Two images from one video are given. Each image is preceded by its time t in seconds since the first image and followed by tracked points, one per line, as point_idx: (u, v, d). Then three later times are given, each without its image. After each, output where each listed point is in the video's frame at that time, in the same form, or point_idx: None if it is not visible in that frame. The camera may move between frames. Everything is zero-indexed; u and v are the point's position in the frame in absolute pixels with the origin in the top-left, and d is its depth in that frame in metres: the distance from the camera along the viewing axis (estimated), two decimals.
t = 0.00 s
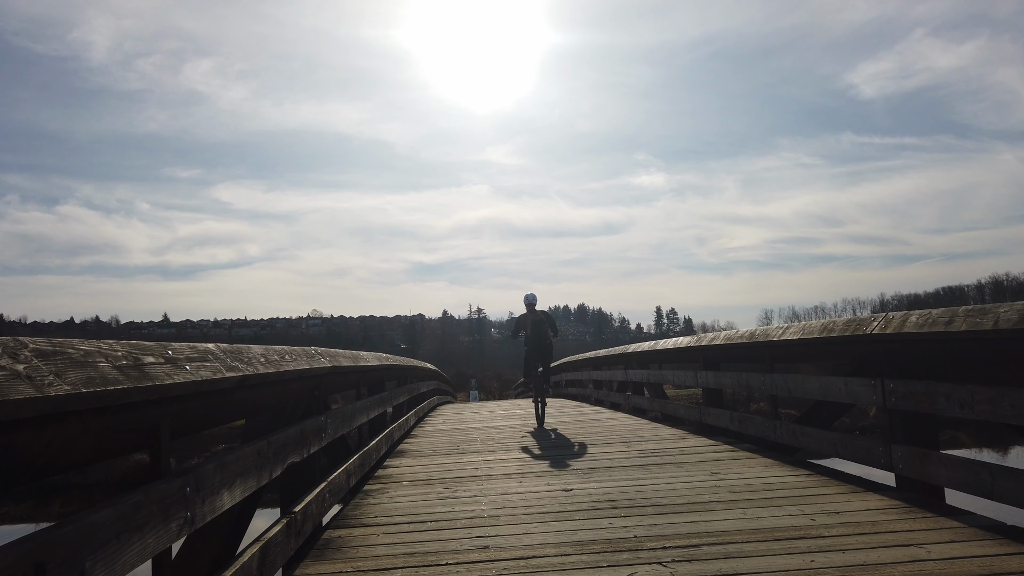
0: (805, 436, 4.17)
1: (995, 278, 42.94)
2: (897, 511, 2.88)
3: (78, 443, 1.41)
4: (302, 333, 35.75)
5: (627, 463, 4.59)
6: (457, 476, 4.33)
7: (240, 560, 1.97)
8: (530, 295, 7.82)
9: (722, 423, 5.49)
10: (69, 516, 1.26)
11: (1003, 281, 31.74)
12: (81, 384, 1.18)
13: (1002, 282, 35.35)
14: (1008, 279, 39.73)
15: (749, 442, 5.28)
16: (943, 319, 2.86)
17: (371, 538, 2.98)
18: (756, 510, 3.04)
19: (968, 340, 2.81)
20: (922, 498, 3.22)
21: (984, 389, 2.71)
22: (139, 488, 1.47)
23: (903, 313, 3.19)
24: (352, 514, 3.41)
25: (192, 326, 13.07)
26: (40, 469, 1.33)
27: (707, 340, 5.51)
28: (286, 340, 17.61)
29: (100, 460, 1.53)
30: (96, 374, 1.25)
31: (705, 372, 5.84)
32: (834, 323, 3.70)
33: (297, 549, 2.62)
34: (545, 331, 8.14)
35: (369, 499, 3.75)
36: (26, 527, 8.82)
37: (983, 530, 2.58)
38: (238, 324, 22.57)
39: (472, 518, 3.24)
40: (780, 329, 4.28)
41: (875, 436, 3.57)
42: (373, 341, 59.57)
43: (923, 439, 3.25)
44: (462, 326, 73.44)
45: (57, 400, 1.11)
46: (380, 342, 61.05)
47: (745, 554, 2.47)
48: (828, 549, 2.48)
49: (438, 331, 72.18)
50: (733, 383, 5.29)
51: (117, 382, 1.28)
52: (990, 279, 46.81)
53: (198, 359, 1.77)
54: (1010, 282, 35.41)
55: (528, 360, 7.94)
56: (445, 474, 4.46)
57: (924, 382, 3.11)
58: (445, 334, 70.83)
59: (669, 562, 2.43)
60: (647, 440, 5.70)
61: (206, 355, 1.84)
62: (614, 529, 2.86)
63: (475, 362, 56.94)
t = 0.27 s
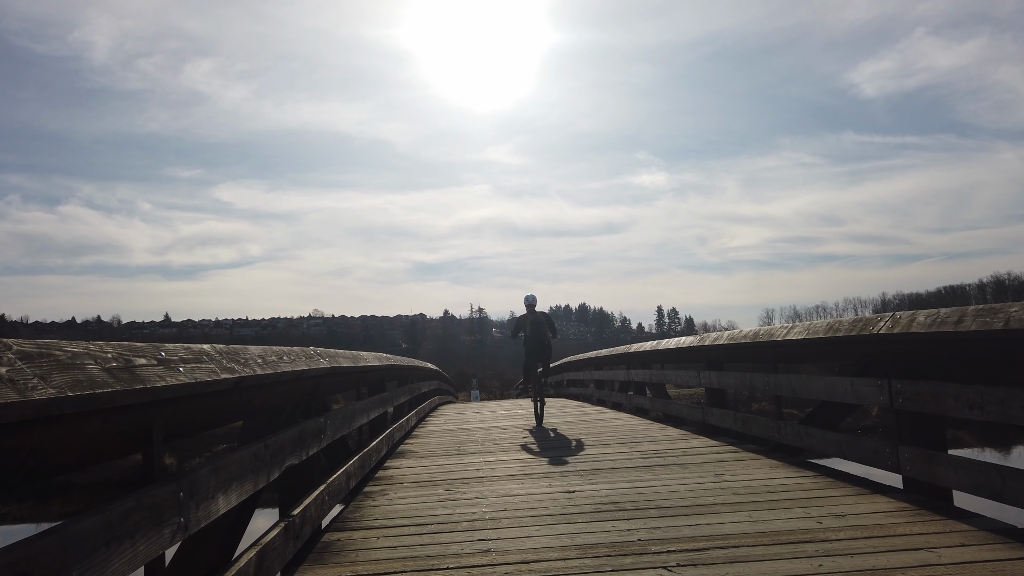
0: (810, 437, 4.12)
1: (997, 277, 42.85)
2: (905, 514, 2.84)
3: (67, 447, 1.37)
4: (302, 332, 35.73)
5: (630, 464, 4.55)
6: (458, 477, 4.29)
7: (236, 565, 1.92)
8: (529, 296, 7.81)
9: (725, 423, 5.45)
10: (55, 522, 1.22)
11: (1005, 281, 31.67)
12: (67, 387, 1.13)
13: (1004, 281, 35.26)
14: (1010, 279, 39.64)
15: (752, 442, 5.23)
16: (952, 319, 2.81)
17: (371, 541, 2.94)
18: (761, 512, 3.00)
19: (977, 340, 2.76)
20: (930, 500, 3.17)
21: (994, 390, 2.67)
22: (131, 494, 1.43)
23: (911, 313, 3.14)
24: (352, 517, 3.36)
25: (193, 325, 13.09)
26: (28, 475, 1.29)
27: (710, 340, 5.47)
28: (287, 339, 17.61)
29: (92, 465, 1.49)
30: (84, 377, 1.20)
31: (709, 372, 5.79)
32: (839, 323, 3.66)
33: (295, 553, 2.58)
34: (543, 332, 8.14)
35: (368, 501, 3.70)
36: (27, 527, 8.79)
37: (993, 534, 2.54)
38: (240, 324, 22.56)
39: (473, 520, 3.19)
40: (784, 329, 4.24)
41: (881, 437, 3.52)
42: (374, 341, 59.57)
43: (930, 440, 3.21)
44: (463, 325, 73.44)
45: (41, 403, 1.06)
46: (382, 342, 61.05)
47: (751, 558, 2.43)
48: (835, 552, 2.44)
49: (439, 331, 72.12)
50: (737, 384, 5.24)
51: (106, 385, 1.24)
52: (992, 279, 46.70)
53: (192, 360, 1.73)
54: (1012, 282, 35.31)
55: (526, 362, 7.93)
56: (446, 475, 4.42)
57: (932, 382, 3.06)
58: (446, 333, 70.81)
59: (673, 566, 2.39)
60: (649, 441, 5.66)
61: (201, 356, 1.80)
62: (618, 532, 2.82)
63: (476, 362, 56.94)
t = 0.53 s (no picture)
0: (815, 437, 4.08)
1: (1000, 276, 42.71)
2: (913, 515, 2.80)
3: (58, 449, 1.33)
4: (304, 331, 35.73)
5: (633, 464, 4.51)
6: (460, 477, 4.25)
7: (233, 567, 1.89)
8: (530, 297, 7.78)
9: (729, 423, 5.40)
10: (45, 527, 1.18)
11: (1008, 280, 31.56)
12: (54, 388, 1.10)
13: (1008, 280, 35.14)
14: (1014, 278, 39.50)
15: (756, 442, 5.19)
16: (961, 317, 2.77)
17: (371, 542, 2.90)
18: (766, 514, 2.96)
19: (987, 339, 2.72)
20: (938, 502, 3.13)
21: (1005, 389, 2.63)
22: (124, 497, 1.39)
23: (919, 312, 3.09)
24: (352, 518, 3.33)
25: (196, 325, 13.08)
26: (17, 478, 1.26)
27: (714, 339, 5.42)
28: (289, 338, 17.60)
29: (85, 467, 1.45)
30: (73, 377, 1.17)
31: (712, 371, 5.75)
32: (846, 322, 3.61)
33: (295, 555, 2.54)
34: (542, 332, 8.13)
35: (369, 501, 3.67)
36: (28, 526, 8.78)
37: (1004, 536, 2.49)
38: (242, 323, 22.53)
39: (475, 521, 3.16)
40: (789, 328, 4.19)
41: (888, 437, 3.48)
42: (376, 339, 59.57)
43: (938, 441, 3.16)
44: (465, 324, 73.40)
45: (26, 405, 1.03)
46: (384, 340, 61.04)
47: (757, 560, 2.39)
48: (843, 555, 2.40)
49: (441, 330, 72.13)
50: (741, 383, 5.20)
51: (96, 385, 1.20)
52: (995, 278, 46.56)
53: (188, 359, 1.69)
54: (1016, 281, 35.19)
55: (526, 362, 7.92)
56: (447, 475, 4.39)
57: (941, 382, 3.01)
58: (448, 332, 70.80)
59: (678, 568, 2.35)
60: (652, 440, 5.61)
61: (197, 355, 1.76)
62: (621, 534, 2.78)
63: (478, 361, 56.92)
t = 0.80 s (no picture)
0: (823, 437, 4.03)
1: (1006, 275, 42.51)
2: (924, 517, 2.75)
3: (50, 448, 1.29)
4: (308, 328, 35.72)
5: (637, 463, 4.46)
6: (463, 476, 4.22)
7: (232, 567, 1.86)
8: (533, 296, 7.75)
9: (734, 422, 5.36)
10: (37, 529, 1.14)
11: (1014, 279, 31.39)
12: (44, 387, 1.06)
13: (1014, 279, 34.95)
14: (1020, 277, 39.30)
15: (762, 442, 5.14)
16: (974, 316, 2.71)
17: (374, 542, 2.86)
18: (774, 515, 2.91)
19: (1000, 338, 2.66)
20: (948, 503, 3.08)
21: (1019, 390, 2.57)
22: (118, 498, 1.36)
23: (930, 310, 3.04)
24: (354, 517, 3.29)
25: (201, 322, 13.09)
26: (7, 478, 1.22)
27: (719, 338, 5.37)
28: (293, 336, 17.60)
29: (79, 466, 1.42)
30: (64, 375, 1.13)
31: (717, 370, 5.70)
32: (854, 320, 3.56)
33: (295, 555, 2.51)
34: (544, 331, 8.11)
35: (372, 500, 3.63)
36: (33, 522, 8.78)
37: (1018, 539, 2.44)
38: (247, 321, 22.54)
39: (478, 521, 3.12)
40: (796, 327, 4.14)
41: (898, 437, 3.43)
42: (379, 337, 59.59)
43: (949, 441, 3.11)
44: (468, 322, 73.39)
45: (12, 403, 0.99)
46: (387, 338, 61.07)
47: (765, 563, 2.34)
48: (853, 558, 2.35)
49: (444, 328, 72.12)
50: (747, 382, 5.15)
51: (88, 383, 1.17)
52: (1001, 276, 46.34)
53: (186, 356, 1.65)
54: (1022, 280, 35.00)
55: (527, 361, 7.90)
56: (451, 474, 4.35)
57: (953, 382, 2.96)
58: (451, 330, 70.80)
59: (685, 571, 2.31)
60: (657, 440, 5.57)
61: (195, 352, 1.72)
62: (627, 535, 2.74)
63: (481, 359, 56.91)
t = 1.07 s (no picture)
0: (830, 437, 3.98)
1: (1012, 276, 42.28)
2: (934, 519, 2.70)
3: (41, 444, 1.26)
4: (312, 327, 35.73)
5: (642, 463, 4.42)
6: (466, 476, 4.18)
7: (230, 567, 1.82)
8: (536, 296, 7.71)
9: (740, 422, 5.31)
10: (25, 529, 1.11)
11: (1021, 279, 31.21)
12: (31, 382, 1.03)
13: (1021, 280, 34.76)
14: None
15: (768, 442, 5.09)
16: (986, 315, 2.66)
17: (375, 542, 2.82)
18: (782, 517, 2.87)
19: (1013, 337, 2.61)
20: (959, 505, 3.03)
21: None
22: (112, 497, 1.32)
23: (941, 309, 2.99)
24: (356, 516, 3.26)
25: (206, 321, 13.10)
26: None
27: (725, 337, 5.32)
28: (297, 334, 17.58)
29: (72, 464, 1.38)
30: (52, 370, 1.09)
31: (723, 370, 5.65)
32: (863, 319, 3.51)
33: (296, 555, 2.47)
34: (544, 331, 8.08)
35: (374, 499, 3.60)
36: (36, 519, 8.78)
37: None
38: (251, 319, 22.55)
39: (482, 521, 3.08)
40: (803, 326, 4.09)
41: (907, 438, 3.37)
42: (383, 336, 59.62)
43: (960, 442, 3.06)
44: (472, 321, 73.38)
45: None
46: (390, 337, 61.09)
47: (773, 565, 2.30)
48: (863, 561, 2.31)
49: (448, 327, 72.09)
50: (753, 382, 5.09)
51: (79, 379, 1.13)
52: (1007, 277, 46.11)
53: (183, 352, 1.62)
54: None
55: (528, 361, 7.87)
56: (453, 473, 4.31)
57: (964, 382, 2.91)
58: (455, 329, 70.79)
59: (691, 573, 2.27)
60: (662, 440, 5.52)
61: (193, 348, 1.68)
62: (632, 536, 2.70)
63: (485, 358, 56.87)
